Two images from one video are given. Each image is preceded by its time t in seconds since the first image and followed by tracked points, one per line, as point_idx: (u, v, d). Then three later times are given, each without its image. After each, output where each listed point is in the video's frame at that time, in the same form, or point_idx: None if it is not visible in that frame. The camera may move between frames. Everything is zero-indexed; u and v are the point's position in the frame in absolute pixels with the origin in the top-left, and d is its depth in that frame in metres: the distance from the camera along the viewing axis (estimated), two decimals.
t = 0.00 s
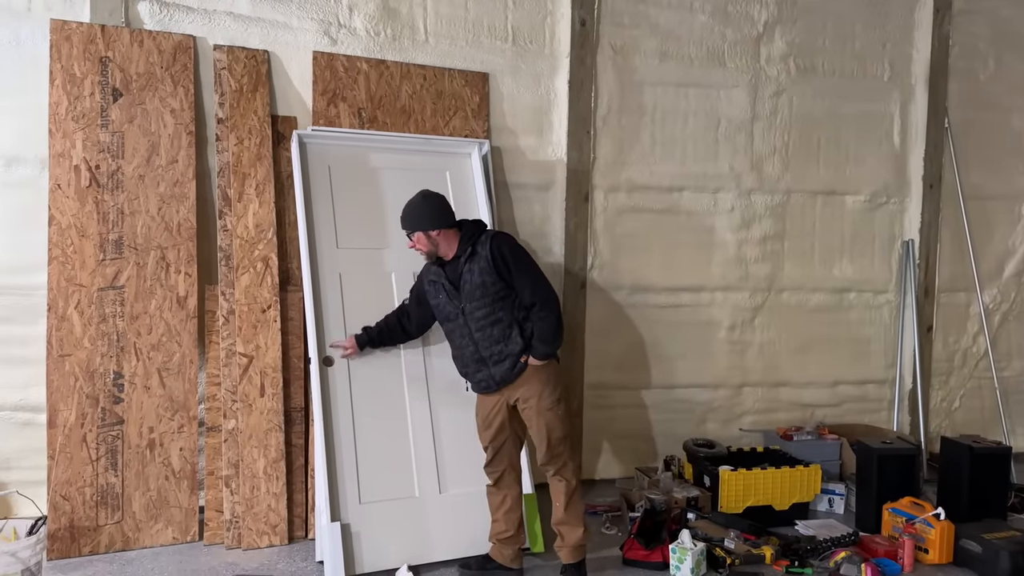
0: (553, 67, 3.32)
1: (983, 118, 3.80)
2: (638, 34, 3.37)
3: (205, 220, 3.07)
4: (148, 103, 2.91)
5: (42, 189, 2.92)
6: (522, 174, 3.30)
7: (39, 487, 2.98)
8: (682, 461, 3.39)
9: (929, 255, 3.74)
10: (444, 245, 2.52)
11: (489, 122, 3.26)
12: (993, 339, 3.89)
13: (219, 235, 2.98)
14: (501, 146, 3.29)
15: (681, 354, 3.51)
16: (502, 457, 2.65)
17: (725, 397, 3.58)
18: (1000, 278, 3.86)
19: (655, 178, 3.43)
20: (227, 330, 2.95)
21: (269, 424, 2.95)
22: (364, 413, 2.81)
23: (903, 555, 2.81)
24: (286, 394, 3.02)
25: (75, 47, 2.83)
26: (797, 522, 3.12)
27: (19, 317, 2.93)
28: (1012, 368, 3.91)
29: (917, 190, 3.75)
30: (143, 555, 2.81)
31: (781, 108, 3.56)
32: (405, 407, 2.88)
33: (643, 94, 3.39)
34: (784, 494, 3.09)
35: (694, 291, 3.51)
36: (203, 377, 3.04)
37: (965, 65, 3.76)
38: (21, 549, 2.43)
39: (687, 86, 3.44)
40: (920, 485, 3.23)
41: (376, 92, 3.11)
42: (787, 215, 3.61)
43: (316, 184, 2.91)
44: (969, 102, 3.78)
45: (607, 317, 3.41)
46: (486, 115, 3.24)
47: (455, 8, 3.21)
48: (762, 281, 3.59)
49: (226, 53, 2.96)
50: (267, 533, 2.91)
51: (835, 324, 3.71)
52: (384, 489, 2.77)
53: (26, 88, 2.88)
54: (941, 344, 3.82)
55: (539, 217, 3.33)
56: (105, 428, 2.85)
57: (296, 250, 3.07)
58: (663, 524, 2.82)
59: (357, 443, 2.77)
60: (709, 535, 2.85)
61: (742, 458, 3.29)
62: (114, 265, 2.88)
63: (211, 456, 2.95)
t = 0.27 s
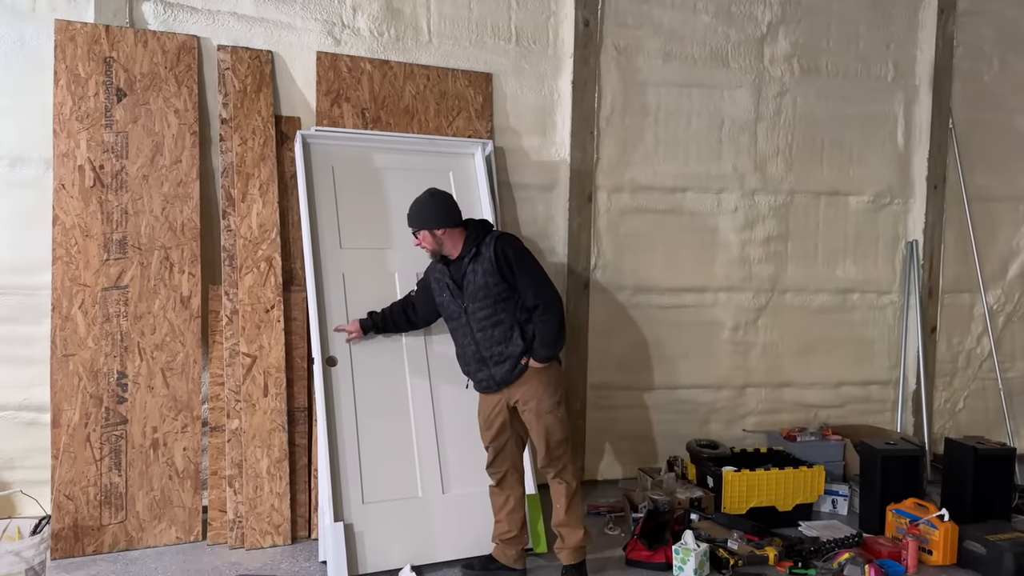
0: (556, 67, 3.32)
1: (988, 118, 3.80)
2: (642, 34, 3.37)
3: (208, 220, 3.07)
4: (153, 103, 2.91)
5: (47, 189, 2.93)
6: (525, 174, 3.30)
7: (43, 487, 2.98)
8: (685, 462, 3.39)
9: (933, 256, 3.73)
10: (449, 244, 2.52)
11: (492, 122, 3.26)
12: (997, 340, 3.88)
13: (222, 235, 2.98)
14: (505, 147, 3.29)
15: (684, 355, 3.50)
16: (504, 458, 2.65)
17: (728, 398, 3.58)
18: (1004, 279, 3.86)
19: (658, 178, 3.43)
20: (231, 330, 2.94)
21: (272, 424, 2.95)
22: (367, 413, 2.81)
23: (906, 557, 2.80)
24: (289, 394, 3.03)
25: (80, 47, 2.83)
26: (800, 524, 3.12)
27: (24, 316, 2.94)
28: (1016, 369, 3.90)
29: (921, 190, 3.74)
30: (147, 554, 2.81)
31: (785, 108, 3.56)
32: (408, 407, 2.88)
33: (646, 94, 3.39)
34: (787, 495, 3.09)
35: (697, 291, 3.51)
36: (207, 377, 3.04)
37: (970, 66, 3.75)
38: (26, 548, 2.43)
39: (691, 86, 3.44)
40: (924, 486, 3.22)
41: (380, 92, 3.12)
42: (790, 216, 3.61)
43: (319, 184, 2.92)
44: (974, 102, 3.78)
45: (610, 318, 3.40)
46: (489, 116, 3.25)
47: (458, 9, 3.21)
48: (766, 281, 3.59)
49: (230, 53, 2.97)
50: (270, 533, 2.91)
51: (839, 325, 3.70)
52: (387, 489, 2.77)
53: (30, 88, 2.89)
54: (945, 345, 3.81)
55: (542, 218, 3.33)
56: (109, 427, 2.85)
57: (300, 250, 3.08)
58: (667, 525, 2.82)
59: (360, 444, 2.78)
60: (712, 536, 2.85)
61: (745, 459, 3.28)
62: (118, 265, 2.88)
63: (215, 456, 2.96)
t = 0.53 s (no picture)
0: (558, 68, 3.32)
1: (989, 119, 3.80)
2: (643, 35, 3.37)
3: (210, 221, 3.08)
4: (155, 103, 2.92)
5: (49, 189, 2.93)
6: (526, 174, 3.30)
7: (44, 486, 2.99)
8: (686, 462, 3.38)
9: (935, 257, 3.73)
10: (454, 244, 2.52)
11: (494, 123, 3.26)
12: (999, 341, 3.88)
13: (224, 235, 2.98)
14: (506, 147, 3.29)
15: (686, 356, 3.50)
16: (505, 458, 2.65)
17: (730, 399, 3.58)
18: (1006, 280, 3.85)
19: (660, 179, 3.43)
20: (232, 330, 2.95)
21: (274, 425, 2.95)
22: (368, 413, 2.81)
23: (908, 558, 2.80)
24: (290, 394, 3.03)
25: (82, 48, 2.84)
26: (801, 525, 3.12)
27: (25, 316, 2.94)
28: (1018, 370, 3.90)
29: (923, 191, 3.74)
30: (148, 554, 2.81)
31: (787, 109, 3.55)
32: (410, 407, 2.88)
33: (648, 95, 3.39)
34: (788, 497, 3.09)
35: (699, 292, 3.51)
36: (208, 377, 3.05)
37: (971, 67, 3.75)
38: (27, 549, 2.43)
39: (692, 87, 3.44)
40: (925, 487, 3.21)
41: (381, 93, 3.12)
42: (792, 216, 3.61)
43: (321, 185, 2.92)
44: (975, 103, 3.77)
45: (611, 318, 3.40)
46: (491, 116, 3.25)
47: (460, 9, 3.21)
48: (767, 282, 3.59)
49: (232, 53, 2.97)
50: (272, 533, 2.91)
51: (840, 326, 3.70)
52: (388, 489, 2.77)
53: (33, 89, 2.89)
54: (947, 346, 3.81)
55: (544, 218, 3.33)
56: (111, 427, 2.85)
57: (301, 250, 3.08)
58: (668, 526, 2.82)
59: (361, 444, 2.78)
60: (714, 537, 2.85)
61: (746, 460, 3.28)
62: (120, 265, 2.89)
63: (217, 456, 2.96)
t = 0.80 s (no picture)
0: (557, 69, 3.32)
1: (988, 120, 3.80)
2: (643, 36, 3.37)
3: (209, 221, 3.08)
4: (154, 104, 2.92)
5: (48, 189, 2.93)
6: (526, 175, 3.30)
7: (43, 487, 2.98)
8: (685, 463, 3.38)
9: (934, 258, 3.73)
10: (458, 243, 2.54)
11: (493, 124, 3.26)
12: (998, 341, 3.88)
13: (223, 235, 2.98)
14: (506, 148, 3.29)
15: (685, 357, 3.50)
16: (506, 459, 2.65)
17: (729, 399, 3.58)
18: (1005, 281, 3.86)
19: (659, 179, 3.43)
20: (232, 330, 2.95)
21: (273, 425, 2.95)
22: (368, 413, 2.82)
23: (907, 559, 2.80)
24: (290, 395, 3.03)
25: (82, 48, 2.84)
26: (800, 525, 3.12)
27: (25, 316, 2.94)
28: (1017, 371, 3.90)
29: (922, 192, 3.74)
30: (148, 555, 2.81)
31: (786, 110, 3.56)
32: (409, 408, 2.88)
33: (647, 96, 3.39)
34: (788, 497, 3.09)
35: (698, 293, 3.51)
36: (208, 377, 3.04)
37: (970, 68, 3.75)
38: (26, 549, 2.43)
39: (692, 88, 3.44)
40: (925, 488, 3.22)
41: (381, 94, 3.12)
42: (791, 217, 3.61)
43: (321, 185, 2.92)
44: (974, 104, 3.78)
45: (611, 319, 3.40)
46: (490, 117, 3.25)
47: (459, 10, 3.21)
48: (766, 282, 3.59)
49: (232, 54, 2.97)
50: (271, 534, 2.91)
51: (839, 327, 3.70)
52: (388, 490, 2.77)
53: (32, 89, 2.89)
54: (946, 347, 3.81)
55: (543, 219, 3.33)
56: (110, 428, 2.85)
57: (301, 251, 3.08)
58: (667, 526, 2.81)
59: (361, 445, 2.78)
60: (713, 537, 2.86)
61: (745, 460, 3.28)
62: (120, 265, 2.89)
63: (216, 457, 2.96)
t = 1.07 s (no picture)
0: (554, 70, 3.33)
1: (984, 121, 3.81)
2: (640, 37, 3.38)
3: (206, 222, 3.07)
4: (150, 104, 2.91)
5: (44, 190, 2.93)
6: (522, 176, 3.30)
7: (39, 488, 2.98)
8: (682, 464, 3.39)
9: (930, 259, 3.74)
10: (463, 242, 2.54)
11: (490, 124, 3.27)
12: (993, 342, 3.89)
13: (220, 236, 2.98)
14: (502, 149, 3.29)
15: (682, 357, 3.51)
16: (504, 460, 2.64)
17: (725, 400, 3.59)
18: (1000, 282, 3.87)
19: (655, 180, 3.43)
20: (228, 330, 2.95)
21: (269, 426, 2.95)
22: (364, 414, 2.81)
23: (903, 559, 2.81)
24: (286, 395, 3.02)
25: (78, 48, 2.83)
26: (796, 526, 3.12)
27: (20, 317, 2.93)
28: (1013, 371, 3.91)
29: (917, 193, 3.75)
30: (143, 556, 2.81)
31: (782, 111, 3.56)
32: (406, 409, 2.88)
33: (644, 97, 3.40)
34: (784, 497, 3.10)
35: (695, 293, 3.51)
36: (204, 378, 3.04)
37: (966, 69, 3.76)
38: (22, 550, 2.42)
39: (688, 89, 3.44)
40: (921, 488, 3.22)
41: (378, 94, 3.12)
42: (787, 218, 3.61)
43: (317, 186, 2.92)
44: (970, 106, 3.79)
45: (608, 320, 3.40)
46: (487, 118, 3.25)
47: (456, 11, 3.21)
48: (763, 283, 3.59)
49: (228, 54, 2.97)
50: (267, 534, 2.91)
51: (836, 327, 3.71)
52: (384, 491, 2.77)
53: (28, 89, 2.89)
54: (941, 348, 3.82)
55: (540, 220, 3.33)
56: (106, 428, 2.85)
57: (297, 251, 3.07)
58: (664, 527, 2.81)
59: (357, 446, 2.77)
60: (709, 538, 2.87)
61: (742, 461, 3.28)
62: (116, 266, 2.88)
63: (212, 457, 2.96)
